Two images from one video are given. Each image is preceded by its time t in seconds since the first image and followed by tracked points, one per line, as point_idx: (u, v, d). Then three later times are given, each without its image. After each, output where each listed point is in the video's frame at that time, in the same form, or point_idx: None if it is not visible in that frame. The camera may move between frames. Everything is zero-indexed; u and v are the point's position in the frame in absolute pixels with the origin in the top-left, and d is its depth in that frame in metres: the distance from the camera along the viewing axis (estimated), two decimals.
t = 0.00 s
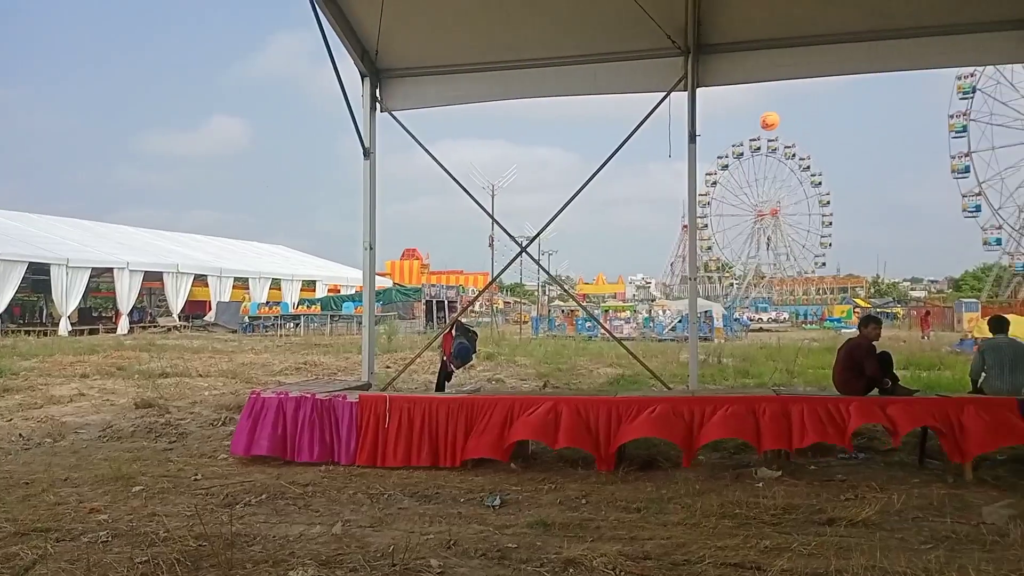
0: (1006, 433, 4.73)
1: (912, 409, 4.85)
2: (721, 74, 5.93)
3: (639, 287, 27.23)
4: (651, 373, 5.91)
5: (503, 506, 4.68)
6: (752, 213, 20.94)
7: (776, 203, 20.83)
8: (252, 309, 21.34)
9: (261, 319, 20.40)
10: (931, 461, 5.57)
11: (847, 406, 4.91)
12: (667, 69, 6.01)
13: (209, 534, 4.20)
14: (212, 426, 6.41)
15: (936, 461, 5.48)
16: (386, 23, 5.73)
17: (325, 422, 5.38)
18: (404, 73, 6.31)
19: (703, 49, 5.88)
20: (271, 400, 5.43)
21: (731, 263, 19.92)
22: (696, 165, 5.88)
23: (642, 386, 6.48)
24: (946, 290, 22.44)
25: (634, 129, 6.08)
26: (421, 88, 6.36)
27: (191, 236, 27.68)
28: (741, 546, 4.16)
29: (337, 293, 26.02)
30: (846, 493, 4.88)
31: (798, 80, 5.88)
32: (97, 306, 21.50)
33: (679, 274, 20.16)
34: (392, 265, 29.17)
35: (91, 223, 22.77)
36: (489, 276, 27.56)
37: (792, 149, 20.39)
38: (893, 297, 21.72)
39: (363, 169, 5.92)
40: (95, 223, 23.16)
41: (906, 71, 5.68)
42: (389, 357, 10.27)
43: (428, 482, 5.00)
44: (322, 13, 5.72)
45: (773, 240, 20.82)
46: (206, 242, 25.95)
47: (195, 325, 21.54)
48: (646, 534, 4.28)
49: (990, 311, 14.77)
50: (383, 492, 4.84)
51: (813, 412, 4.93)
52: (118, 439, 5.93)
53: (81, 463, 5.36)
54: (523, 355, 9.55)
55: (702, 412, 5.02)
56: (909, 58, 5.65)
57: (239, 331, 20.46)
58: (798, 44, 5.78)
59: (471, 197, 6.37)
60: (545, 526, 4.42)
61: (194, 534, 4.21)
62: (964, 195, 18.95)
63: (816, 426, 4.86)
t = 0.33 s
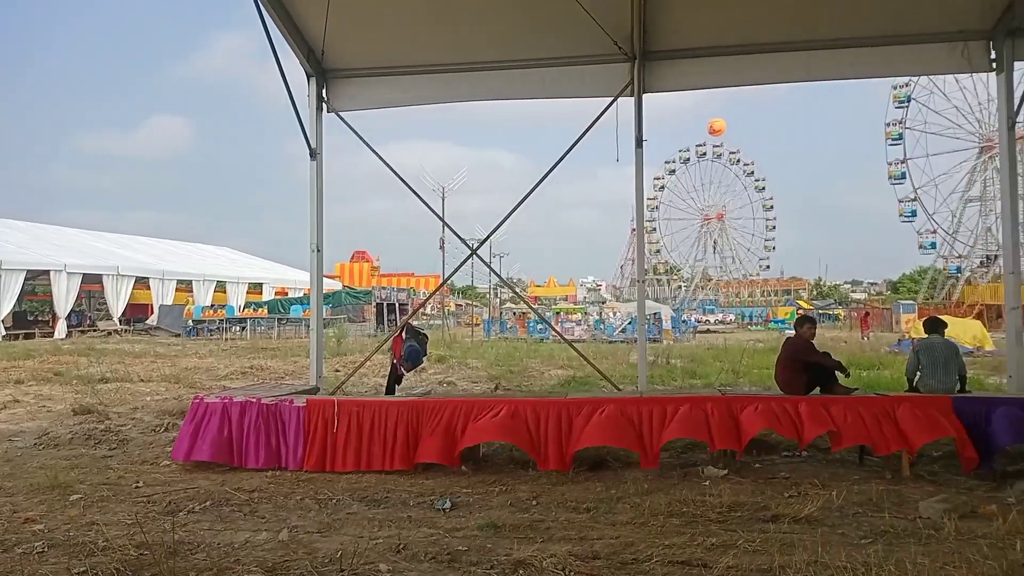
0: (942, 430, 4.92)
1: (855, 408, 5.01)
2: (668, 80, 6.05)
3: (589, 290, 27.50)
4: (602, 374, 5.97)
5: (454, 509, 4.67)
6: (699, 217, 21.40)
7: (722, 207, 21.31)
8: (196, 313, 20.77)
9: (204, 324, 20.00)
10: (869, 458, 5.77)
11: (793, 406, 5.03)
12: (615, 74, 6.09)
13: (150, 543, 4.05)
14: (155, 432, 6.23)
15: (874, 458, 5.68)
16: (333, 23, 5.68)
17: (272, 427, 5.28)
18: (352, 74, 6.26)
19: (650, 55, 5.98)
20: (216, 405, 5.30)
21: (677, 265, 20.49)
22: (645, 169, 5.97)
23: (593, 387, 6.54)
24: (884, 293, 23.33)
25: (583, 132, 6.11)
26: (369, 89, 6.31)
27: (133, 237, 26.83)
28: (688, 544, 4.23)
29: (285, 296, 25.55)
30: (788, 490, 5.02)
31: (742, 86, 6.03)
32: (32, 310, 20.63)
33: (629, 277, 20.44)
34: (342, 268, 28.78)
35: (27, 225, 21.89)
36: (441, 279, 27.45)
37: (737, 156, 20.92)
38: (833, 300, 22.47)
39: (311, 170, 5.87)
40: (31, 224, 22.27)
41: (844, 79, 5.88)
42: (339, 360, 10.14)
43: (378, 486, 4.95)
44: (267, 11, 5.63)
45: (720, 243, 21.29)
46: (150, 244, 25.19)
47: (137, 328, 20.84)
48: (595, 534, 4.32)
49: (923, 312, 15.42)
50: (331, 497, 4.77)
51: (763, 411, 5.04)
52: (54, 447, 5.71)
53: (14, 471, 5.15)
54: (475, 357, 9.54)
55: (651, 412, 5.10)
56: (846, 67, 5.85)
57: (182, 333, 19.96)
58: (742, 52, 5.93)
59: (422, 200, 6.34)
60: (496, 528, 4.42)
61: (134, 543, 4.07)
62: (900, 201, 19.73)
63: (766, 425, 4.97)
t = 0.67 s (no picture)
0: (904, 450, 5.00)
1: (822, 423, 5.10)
2: (637, 95, 6.16)
3: (554, 301, 27.64)
4: (566, 384, 6.00)
5: (414, 517, 4.64)
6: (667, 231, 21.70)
7: (688, 223, 21.70)
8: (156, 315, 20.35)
9: (164, 326, 19.60)
10: (825, 471, 5.89)
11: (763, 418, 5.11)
12: (585, 89, 6.17)
13: (101, 548, 3.95)
14: (109, 435, 6.08)
15: (831, 471, 5.80)
16: (305, 26, 5.66)
17: (231, 431, 5.19)
18: (321, 78, 6.24)
19: (620, 71, 6.07)
20: (173, 409, 5.18)
21: (645, 279, 21.33)
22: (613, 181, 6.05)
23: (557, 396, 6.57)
24: (843, 311, 23.90)
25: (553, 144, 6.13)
26: (339, 94, 6.30)
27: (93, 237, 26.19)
28: (647, 554, 4.26)
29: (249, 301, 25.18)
30: (746, 502, 5.09)
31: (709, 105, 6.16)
32: None
33: (596, 289, 20.61)
34: (311, 273, 28.53)
35: None
36: (408, 286, 27.35)
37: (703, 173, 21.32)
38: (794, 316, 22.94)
39: (278, 172, 5.90)
40: None
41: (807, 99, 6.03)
42: (301, 365, 10.03)
43: (338, 493, 4.90)
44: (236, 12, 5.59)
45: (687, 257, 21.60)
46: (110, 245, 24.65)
47: (94, 330, 20.30)
48: (556, 543, 4.33)
49: (881, 330, 15.84)
50: (289, 503, 4.71)
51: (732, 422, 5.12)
52: (3, 448, 5.53)
53: None
54: (440, 365, 9.51)
55: (613, 423, 5.13)
56: (811, 88, 6.01)
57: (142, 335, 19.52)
58: (709, 71, 6.05)
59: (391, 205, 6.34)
60: (456, 537, 4.40)
61: (84, 548, 3.95)
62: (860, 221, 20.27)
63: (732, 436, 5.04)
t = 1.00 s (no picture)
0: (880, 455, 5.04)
1: (801, 428, 5.10)
2: (611, 102, 6.16)
3: (530, 307, 27.66)
4: (545, 392, 5.97)
5: (391, 531, 4.58)
6: (642, 236, 21.78)
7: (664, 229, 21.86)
8: (128, 329, 19.80)
9: (137, 340, 19.38)
10: (803, 474, 5.91)
11: (746, 425, 5.10)
12: (559, 96, 6.17)
13: (69, 570, 3.84)
14: (80, 453, 5.97)
15: (808, 474, 5.83)
16: (275, 35, 5.61)
17: (203, 447, 5.10)
18: (293, 88, 6.20)
19: (594, 78, 6.07)
20: (144, 425, 5.09)
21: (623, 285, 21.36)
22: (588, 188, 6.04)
23: (535, 404, 6.55)
24: (818, 314, 24.15)
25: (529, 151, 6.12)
26: (312, 103, 6.26)
27: (65, 251, 25.77)
28: (627, 562, 4.24)
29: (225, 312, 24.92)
30: (725, 507, 5.10)
31: (683, 110, 6.18)
32: None
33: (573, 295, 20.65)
34: (284, 284, 28.26)
35: None
36: (384, 294, 27.23)
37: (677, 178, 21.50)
38: (771, 319, 23.11)
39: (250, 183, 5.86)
40: None
41: (778, 104, 6.07)
42: (275, 378, 9.92)
43: (314, 508, 4.83)
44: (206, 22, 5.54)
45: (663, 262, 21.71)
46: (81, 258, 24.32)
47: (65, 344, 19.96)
48: (535, 553, 4.29)
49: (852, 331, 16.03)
50: (264, 519, 4.64)
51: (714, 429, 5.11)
52: None
53: None
54: (418, 375, 9.46)
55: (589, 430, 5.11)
56: (782, 93, 6.05)
57: (113, 350, 19.16)
58: (683, 77, 6.07)
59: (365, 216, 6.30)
60: (434, 550, 4.34)
61: (52, 570, 3.84)
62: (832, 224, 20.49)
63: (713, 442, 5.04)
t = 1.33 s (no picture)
0: (801, 452, 5.20)
1: (726, 427, 5.22)
2: (541, 107, 6.17)
3: (465, 310, 27.61)
4: (474, 398, 5.94)
5: (313, 546, 4.47)
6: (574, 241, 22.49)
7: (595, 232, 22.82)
8: (41, 339, 18.90)
9: (49, 350, 18.21)
10: (728, 473, 6.04)
11: (675, 425, 5.20)
12: (489, 100, 6.15)
13: None
14: None
15: (732, 473, 5.96)
16: (195, 35, 5.41)
17: (114, 464, 4.89)
18: (216, 88, 6.00)
19: (523, 83, 6.08)
20: (50, 442, 4.85)
21: (555, 289, 21.66)
22: (517, 193, 6.04)
23: (465, 411, 6.51)
24: (745, 315, 24.89)
25: (457, 156, 6.09)
26: (236, 104, 6.08)
27: None
28: (554, 569, 4.24)
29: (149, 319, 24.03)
30: (652, 509, 5.16)
31: (613, 116, 6.24)
32: None
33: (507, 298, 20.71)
34: (207, 291, 27.37)
35: None
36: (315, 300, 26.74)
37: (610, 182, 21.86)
38: (701, 321, 23.70)
39: (169, 187, 5.66)
40: None
41: (704, 111, 6.20)
42: (196, 389, 9.60)
43: (233, 525, 4.68)
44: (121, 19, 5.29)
45: (594, 267, 22.54)
46: None
47: None
48: (461, 564, 4.24)
49: (777, 332, 16.57)
50: (179, 538, 4.46)
51: (643, 431, 5.19)
52: None
53: None
54: (347, 383, 9.32)
55: (517, 436, 5.12)
56: (707, 101, 6.18)
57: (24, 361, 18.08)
58: (611, 84, 6.13)
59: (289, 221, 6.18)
60: (358, 564, 4.24)
61: None
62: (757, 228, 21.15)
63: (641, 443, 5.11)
